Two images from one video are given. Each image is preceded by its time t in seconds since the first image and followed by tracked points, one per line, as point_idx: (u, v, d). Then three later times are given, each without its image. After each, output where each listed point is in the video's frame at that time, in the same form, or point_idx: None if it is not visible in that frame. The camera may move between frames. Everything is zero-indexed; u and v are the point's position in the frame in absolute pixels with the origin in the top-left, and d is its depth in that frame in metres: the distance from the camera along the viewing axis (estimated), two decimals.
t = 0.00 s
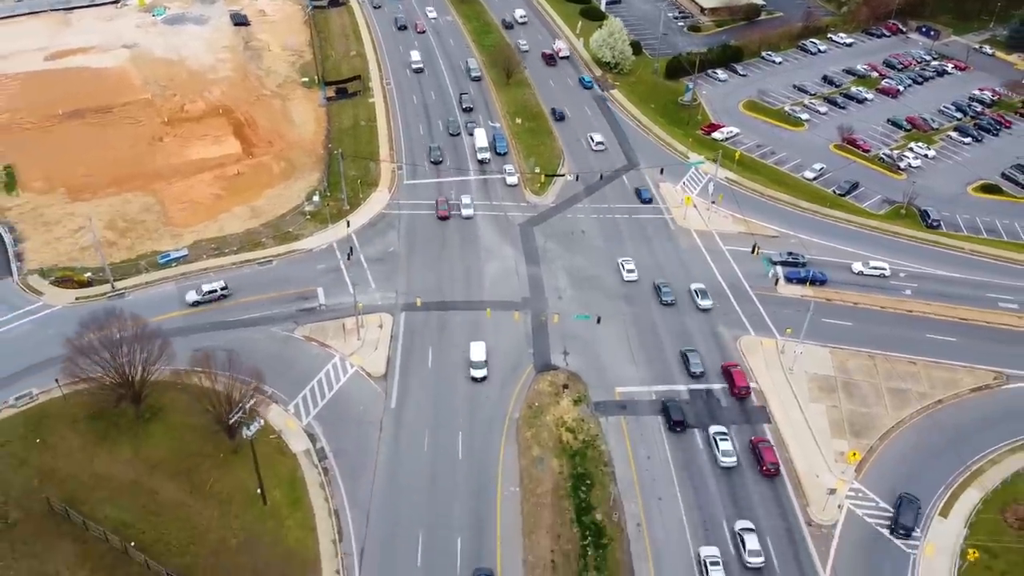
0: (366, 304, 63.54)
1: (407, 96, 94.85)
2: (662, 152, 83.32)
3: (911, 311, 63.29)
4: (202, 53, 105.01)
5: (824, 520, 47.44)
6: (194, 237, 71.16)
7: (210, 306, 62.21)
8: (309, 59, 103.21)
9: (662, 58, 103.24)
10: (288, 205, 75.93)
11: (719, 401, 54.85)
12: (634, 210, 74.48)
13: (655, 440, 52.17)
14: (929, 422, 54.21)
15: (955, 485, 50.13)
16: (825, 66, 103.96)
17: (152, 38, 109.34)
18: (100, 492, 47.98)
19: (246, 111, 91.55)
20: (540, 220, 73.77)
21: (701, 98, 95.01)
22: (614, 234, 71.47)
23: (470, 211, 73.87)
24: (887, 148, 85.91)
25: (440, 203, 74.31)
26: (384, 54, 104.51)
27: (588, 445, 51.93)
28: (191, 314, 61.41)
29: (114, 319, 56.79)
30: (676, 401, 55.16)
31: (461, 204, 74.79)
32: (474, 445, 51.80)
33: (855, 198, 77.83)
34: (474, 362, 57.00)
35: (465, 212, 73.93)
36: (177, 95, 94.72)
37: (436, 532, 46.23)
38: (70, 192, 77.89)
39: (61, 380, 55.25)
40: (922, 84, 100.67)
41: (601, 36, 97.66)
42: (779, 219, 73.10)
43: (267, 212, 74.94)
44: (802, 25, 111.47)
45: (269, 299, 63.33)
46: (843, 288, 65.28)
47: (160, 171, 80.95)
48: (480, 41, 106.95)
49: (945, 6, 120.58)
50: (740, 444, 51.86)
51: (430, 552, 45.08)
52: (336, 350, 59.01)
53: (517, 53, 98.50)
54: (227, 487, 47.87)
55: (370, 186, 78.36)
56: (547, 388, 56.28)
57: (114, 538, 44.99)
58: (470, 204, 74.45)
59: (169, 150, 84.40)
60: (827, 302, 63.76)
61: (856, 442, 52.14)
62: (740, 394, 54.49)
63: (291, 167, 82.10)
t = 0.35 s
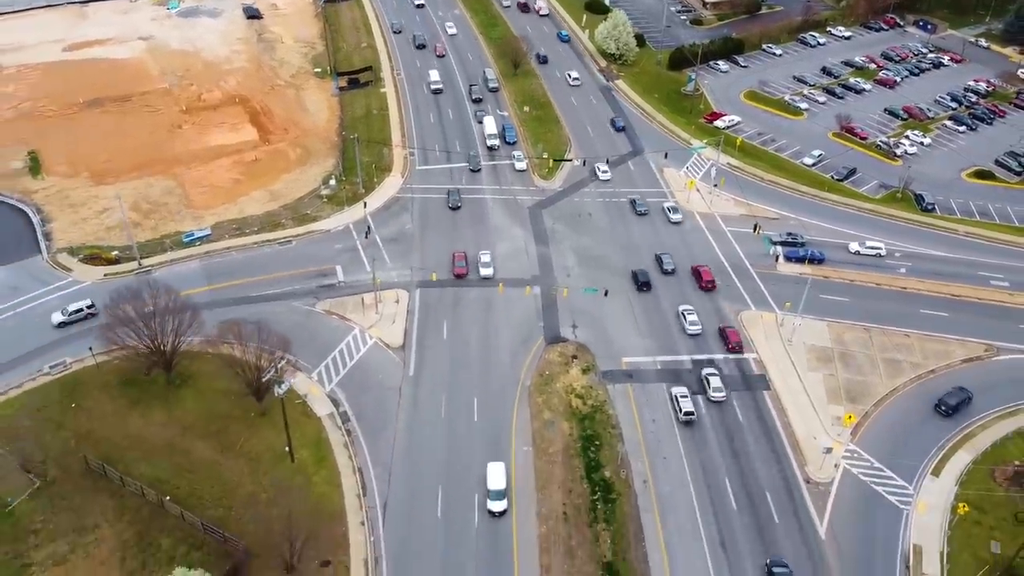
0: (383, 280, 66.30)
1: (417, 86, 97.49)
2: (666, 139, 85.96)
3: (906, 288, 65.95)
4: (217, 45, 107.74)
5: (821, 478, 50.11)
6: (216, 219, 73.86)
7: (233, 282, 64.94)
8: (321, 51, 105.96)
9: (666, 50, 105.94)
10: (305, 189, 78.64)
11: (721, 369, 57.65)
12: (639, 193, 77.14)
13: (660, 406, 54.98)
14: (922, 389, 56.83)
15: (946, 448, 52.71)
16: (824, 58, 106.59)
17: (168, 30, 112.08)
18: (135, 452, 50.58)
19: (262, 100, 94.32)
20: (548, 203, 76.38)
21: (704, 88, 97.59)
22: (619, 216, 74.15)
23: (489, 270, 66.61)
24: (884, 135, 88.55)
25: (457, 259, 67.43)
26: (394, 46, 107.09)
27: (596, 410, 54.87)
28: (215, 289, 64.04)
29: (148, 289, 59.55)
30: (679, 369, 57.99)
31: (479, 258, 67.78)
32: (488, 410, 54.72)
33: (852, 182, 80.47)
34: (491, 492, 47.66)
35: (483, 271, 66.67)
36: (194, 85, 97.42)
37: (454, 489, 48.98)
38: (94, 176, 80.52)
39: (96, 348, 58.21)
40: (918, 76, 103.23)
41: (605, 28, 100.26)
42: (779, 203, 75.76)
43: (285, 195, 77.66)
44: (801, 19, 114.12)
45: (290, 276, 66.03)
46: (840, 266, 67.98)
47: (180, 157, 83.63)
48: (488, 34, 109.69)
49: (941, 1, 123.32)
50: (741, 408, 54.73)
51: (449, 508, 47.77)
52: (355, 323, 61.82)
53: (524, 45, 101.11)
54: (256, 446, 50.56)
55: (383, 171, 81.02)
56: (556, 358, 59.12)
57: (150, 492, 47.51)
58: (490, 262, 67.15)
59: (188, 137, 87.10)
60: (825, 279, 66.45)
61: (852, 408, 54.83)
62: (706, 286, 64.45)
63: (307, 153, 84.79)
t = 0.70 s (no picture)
0: (401, 260, 68.87)
1: (430, 77, 99.99)
2: (672, 128, 88.48)
3: (904, 268, 68.43)
4: (233, 38, 110.33)
5: (823, 443, 52.65)
6: (238, 202, 76.43)
7: (257, 262, 67.46)
8: (334, 43, 108.56)
9: (671, 43, 108.52)
10: (323, 175, 81.20)
11: (727, 343, 60.19)
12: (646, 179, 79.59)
13: (669, 376, 57.53)
14: (920, 362, 59.33)
15: (943, 416, 55.14)
16: (825, 51, 109.13)
17: (184, 23, 114.65)
18: (169, 416, 53.08)
19: (278, 91, 96.93)
20: (559, 188, 78.93)
21: (708, 79, 100.10)
22: (628, 200, 76.66)
23: (513, 356, 58.32)
24: (883, 125, 91.05)
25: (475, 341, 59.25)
26: (406, 39, 109.60)
27: (608, 380, 57.42)
28: (240, 268, 66.62)
29: (179, 266, 62.18)
30: (687, 343, 60.53)
31: (502, 338, 59.70)
32: (504, 380, 57.32)
33: (853, 169, 82.96)
34: None
35: (505, 355, 58.43)
36: (211, 76, 100.01)
37: (474, 451, 51.54)
38: (118, 162, 83.10)
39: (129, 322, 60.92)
40: (918, 68, 105.70)
41: (612, 21, 102.67)
42: (782, 188, 78.27)
43: (304, 180, 80.25)
44: (804, 14, 116.66)
45: (311, 256, 68.59)
46: (842, 248, 70.47)
47: (200, 144, 86.21)
48: (497, 27, 112.30)
49: None
50: (746, 378, 57.31)
51: (470, 468, 50.32)
52: (375, 300, 64.34)
53: (532, 37, 103.58)
54: (285, 412, 53.09)
55: (398, 158, 83.54)
56: (569, 333, 61.67)
57: (186, 452, 49.95)
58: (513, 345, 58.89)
59: (208, 125, 89.69)
60: (827, 260, 68.94)
61: (853, 378, 57.35)
62: (678, 204, 74.77)
63: (324, 141, 87.35)
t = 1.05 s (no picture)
0: (421, 243, 71.00)
1: (443, 69, 102.04)
2: (681, 117, 90.61)
3: (908, 251, 70.61)
4: (248, 31, 112.50)
5: (831, 413, 54.83)
6: (260, 188, 78.61)
7: (282, 244, 69.64)
8: (348, 36, 110.71)
9: (678, 36, 110.66)
10: (341, 163, 83.33)
11: (738, 321, 62.34)
12: (657, 167, 81.69)
13: (682, 351, 59.67)
14: (924, 339, 61.47)
15: (947, 389, 57.28)
16: (830, 44, 111.25)
17: (200, 17, 116.82)
18: (203, 388, 55.19)
19: (295, 82, 99.11)
20: (572, 175, 81.02)
21: (716, 71, 102.20)
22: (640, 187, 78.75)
23: (544, 490, 47.99)
24: (887, 115, 93.17)
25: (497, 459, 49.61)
26: (419, 32, 111.70)
27: (623, 354, 59.58)
28: (265, 250, 68.78)
29: (208, 246, 64.38)
30: (699, 321, 62.66)
31: (530, 464, 49.28)
32: (524, 354, 59.49)
33: (858, 158, 85.06)
34: None
35: (534, 488, 48.08)
36: (229, 68, 102.18)
37: (496, 420, 53.73)
38: (141, 150, 85.29)
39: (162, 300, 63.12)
40: (921, 61, 107.79)
41: (621, 14, 104.79)
42: (789, 175, 80.38)
43: (323, 168, 82.40)
44: (808, 8, 118.76)
45: (334, 239, 70.73)
46: (848, 232, 72.60)
47: (221, 132, 88.42)
48: (508, 20, 114.45)
49: None
50: (757, 353, 59.48)
51: (493, 436, 52.50)
52: (397, 281, 66.48)
53: (543, 30, 105.64)
54: (315, 384, 55.35)
55: (415, 146, 85.62)
56: (584, 311, 63.75)
57: (221, 420, 52.11)
58: (544, 475, 48.47)
59: (227, 115, 91.87)
60: (834, 243, 71.08)
61: (859, 354, 59.51)
62: (660, 137, 85.62)
63: (341, 130, 89.47)
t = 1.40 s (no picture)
0: (438, 228, 73.07)
1: (455, 62, 103.96)
2: (689, 108, 92.63)
3: (913, 235, 72.56)
4: (263, 25, 114.58)
5: (839, 387, 56.83)
6: (280, 176, 80.68)
7: (303, 228, 71.71)
8: (361, 30, 112.80)
9: (685, 30, 112.69)
10: (358, 152, 85.32)
11: (748, 301, 64.35)
12: (667, 156, 83.62)
13: (694, 330, 61.66)
14: (928, 318, 63.45)
15: (950, 366, 59.21)
16: (834, 37, 113.20)
17: (214, 11, 118.91)
18: (232, 363, 57.30)
19: (311, 74, 101.17)
20: (584, 163, 83.03)
21: (722, 63, 104.14)
22: (650, 175, 80.76)
23: None
24: (891, 106, 95.10)
25: None
26: (430, 26, 113.76)
27: (637, 333, 61.57)
28: (288, 234, 70.81)
29: (235, 229, 66.43)
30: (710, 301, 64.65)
31: None
32: (541, 333, 61.51)
33: (863, 147, 87.00)
34: None
35: None
36: (245, 61, 104.25)
37: (516, 394, 55.72)
38: (162, 139, 87.34)
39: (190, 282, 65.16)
40: (924, 54, 109.67)
41: (630, 8, 106.80)
42: (795, 163, 82.38)
43: (341, 157, 84.43)
44: (812, 2, 120.72)
45: (354, 225, 72.74)
46: (854, 218, 74.57)
47: (240, 123, 90.47)
48: (517, 15, 116.52)
49: None
50: (767, 330, 61.50)
51: (513, 408, 54.51)
52: (416, 264, 68.48)
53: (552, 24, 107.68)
54: (342, 360, 57.50)
55: (430, 136, 87.63)
56: (598, 292, 65.72)
57: (252, 393, 54.20)
58: None
59: (245, 106, 93.94)
60: (840, 228, 73.03)
61: (866, 332, 61.50)
62: (639, 82, 96.61)
63: (357, 121, 91.51)
